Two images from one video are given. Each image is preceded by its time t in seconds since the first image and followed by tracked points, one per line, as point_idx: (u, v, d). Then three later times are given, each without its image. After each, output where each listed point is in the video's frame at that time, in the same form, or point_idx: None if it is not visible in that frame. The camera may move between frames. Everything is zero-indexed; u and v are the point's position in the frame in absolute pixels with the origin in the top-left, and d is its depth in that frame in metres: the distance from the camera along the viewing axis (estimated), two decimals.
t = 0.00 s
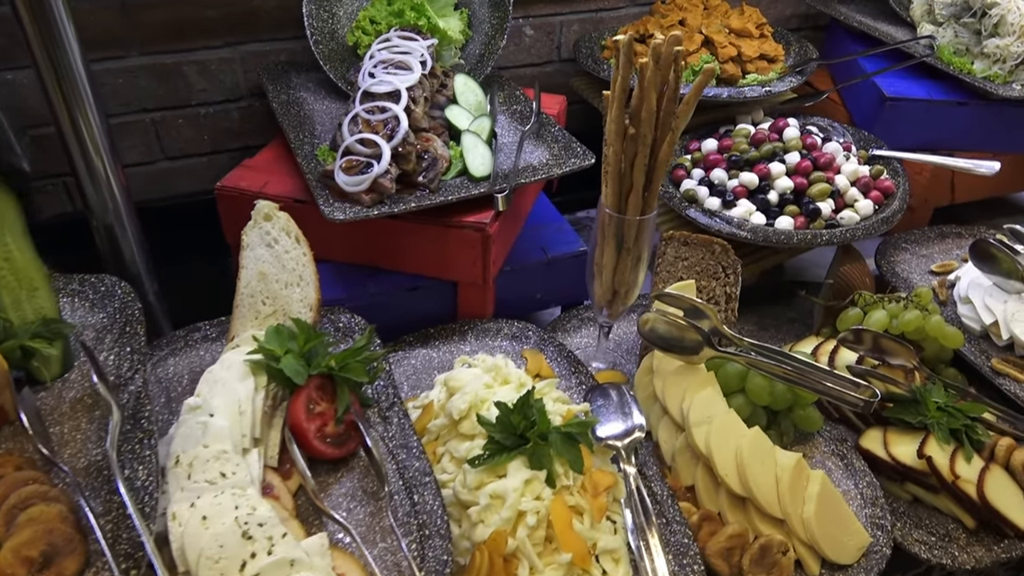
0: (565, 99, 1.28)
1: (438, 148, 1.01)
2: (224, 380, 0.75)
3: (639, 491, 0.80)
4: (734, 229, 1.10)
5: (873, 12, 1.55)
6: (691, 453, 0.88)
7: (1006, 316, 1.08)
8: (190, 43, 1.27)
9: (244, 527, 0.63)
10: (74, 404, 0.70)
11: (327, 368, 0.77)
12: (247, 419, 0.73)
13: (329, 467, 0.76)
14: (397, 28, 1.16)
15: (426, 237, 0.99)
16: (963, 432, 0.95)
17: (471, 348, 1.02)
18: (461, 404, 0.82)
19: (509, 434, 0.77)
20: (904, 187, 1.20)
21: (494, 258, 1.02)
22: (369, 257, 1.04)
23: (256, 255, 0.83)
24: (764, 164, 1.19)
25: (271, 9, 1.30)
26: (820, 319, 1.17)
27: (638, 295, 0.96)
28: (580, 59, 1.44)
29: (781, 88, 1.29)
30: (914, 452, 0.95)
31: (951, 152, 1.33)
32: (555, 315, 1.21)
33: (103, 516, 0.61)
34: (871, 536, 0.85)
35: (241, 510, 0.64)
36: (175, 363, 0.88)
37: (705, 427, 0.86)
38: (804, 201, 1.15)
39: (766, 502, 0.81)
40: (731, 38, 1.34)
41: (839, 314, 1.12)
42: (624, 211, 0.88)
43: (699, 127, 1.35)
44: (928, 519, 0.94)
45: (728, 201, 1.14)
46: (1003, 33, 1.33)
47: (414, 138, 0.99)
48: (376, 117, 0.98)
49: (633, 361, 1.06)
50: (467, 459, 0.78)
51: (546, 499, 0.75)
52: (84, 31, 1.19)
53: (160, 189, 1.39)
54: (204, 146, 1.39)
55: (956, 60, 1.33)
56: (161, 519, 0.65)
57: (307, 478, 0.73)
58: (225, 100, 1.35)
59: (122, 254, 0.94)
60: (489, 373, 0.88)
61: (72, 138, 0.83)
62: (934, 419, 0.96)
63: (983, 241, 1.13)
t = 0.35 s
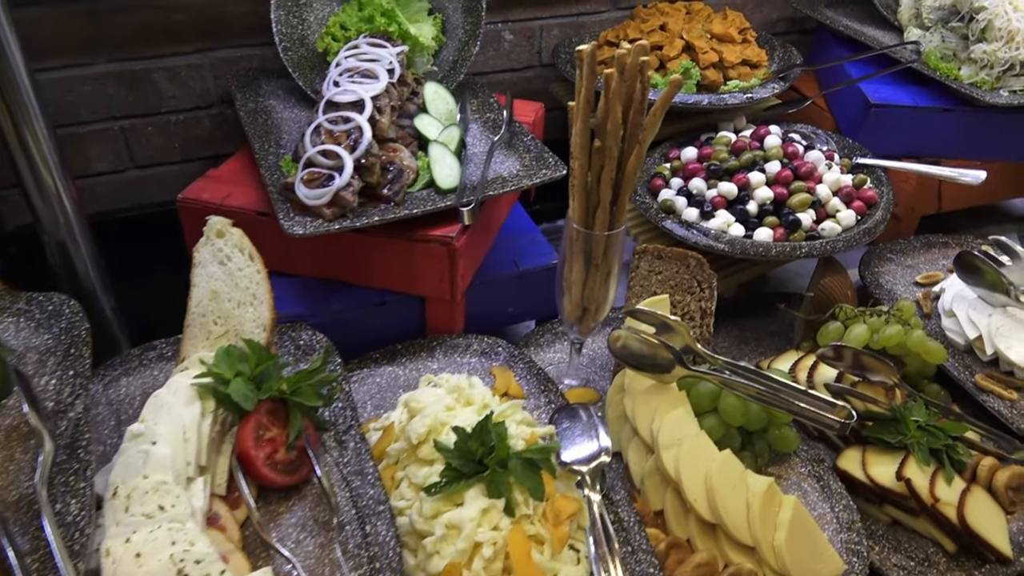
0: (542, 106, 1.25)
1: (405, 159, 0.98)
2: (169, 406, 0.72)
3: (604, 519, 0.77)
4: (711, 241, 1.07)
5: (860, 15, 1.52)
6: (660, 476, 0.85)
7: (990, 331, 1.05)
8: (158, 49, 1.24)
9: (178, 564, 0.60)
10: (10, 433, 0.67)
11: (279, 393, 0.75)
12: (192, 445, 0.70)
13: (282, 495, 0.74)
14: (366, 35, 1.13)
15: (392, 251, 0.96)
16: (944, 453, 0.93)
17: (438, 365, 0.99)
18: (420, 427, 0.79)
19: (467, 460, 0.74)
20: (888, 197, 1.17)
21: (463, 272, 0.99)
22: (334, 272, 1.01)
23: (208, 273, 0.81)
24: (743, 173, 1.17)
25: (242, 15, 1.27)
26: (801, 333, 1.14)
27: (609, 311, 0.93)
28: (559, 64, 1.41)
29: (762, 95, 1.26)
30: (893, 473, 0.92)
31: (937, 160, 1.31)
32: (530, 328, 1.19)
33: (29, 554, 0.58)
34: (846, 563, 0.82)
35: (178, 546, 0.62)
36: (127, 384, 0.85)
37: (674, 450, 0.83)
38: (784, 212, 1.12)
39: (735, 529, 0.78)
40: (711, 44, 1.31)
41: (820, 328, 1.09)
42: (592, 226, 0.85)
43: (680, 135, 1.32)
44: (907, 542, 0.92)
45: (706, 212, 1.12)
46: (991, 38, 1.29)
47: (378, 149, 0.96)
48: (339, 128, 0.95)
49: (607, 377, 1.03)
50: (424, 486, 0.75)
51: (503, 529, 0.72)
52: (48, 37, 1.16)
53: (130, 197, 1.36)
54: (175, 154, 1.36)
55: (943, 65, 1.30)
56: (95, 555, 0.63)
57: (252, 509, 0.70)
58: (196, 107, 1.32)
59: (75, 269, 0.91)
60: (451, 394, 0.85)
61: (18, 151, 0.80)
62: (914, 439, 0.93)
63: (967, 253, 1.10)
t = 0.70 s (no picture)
0: (504, 112, 1.22)
1: (355, 171, 0.95)
2: (98, 437, 0.69)
3: (557, 545, 0.75)
4: (674, 251, 1.05)
5: (830, 17, 1.50)
6: (617, 498, 0.82)
7: (957, 341, 1.04)
8: (108, 56, 1.20)
9: None
10: None
11: (213, 420, 0.71)
12: (120, 478, 0.67)
13: (217, 527, 0.71)
14: (319, 41, 1.10)
15: (342, 266, 0.93)
16: (909, 468, 0.90)
17: (393, 383, 0.96)
18: (365, 452, 0.76)
19: (412, 488, 0.71)
20: (855, 204, 1.15)
21: (417, 287, 0.96)
22: (285, 288, 0.98)
23: (142, 295, 0.79)
24: (707, 181, 1.14)
25: (194, 20, 1.23)
26: (768, 343, 1.12)
27: (566, 326, 0.91)
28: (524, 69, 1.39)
29: (729, 100, 1.23)
30: (857, 489, 0.90)
31: (907, 165, 1.29)
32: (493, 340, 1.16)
33: None
34: None
35: None
36: (63, 410, 0.82)
37: (631, 471, 0.80)
38: (749, 220, 1.09)
39: (692, 553, 0.75)
40: (677, 48, 1.29)
41: (786, 337, 1.07)
42: (544, 241, 0.83)
43: (647, 140, 1.30)
44: (872, 560, 0.90)
45: (670, 221, 1.09)
46: (959, 41, 1.28)
47: (327, 161, 0.93)
48: (285, 139, 0.92)
49: (568, 393, 1.00)
50: (367, 515, 0.72)
51: (448, 560, 0.69)
52: None
53: (84, 209, 1.32)
54: (129, 164, 1.32)
55: (912, 69, 1.29)
56: None
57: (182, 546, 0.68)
58: (149, 115, 1.28)
59: (11, 292, 0.96)
60: (400, 416, 0.82)
61: None
62: (879, 454, 0.90)
63: (934, 260, 1.07)
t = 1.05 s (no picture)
0: (470, 115, 1.20)
1: (312, 178, 0.93)
2: (36, 461, 0.67)
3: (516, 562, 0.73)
4: (640, 256, 1.03)
5: (801, 14, 1.49)
6: (579, 511, 0.80)
7: (927, 342, 1.02)
8: (62, 63, 1.18)
9: None
10: None
11: (157, 441, 0.69)
12: (60, 504, 0.65)
13: (164, 551, 0.69)
14: (277, 46, 1.08)
15: (299, 277, 0.91)
16: (878, 473, 0.89)
17: (354, 395, 0.94)
18: (318, 470, 0.75)
19: (364, 507, 0.69)
20: (824, 204, 1.14)
21: (377, 297, 0.94)
22: (242, 299, 0.96)
23: (85, 311, 0.76)
24: (675, 183, 1.13)
25: (152, 24, 1.21)
26: (739, 347, 1.11)
27: (529, 334, 0.89)
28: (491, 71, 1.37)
29: (697, 100, 1.22)
30: (825, 496, 0.89)
31: (878, 164, 1.28)
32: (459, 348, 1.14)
33: None
34: None
35: None
36: (7, 432, 0.79)
37: (593, 483, 0.79)
38: (716, 222, 1.08)
39: (656, 569, 0.73)
40: (644, 48, 1.27)
41: (755, 341, 1.06)
42: (501, 250, 0.81)
43: (616, 141, 1.29)
44: (841, 568, 0.89)
45: (637, 224, 1.07)
46: (928, 38, 1.27)
47: (281, 169, 0.91)
48: (237, 148, 0.89)
49: (534, 401, 0.98)
50: (319, 536, 0.70)
51: None
52: None
53: (43, 219, 1.29)
54: (89, 172, 1.29)
55: (881, 66, 1.28)
56: None
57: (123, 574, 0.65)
58: (108, 122, 1.25)
59: None
60: (356, 432, 0.80)
61: None
62: (847, 459, 0.89)
63: (904, 260, 1.06)
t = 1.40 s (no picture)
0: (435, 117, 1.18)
1: (267, 185, 0.91)
2: None
3: None
4: (605, 259, 1.02)
5: (773, 12, 1.48)
6: (540, 522, 0.79)
7: (896, 343, 1.01)
8: (17, 68, 1.15)
9: None
10: None
11: (100, 460, 0.67)
12: None
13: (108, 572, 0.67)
14: (234, 49, 1.05)
15: (255, 286, 0.89)
16: (845, 477, 0.88)
17: (314, 406, 0.92)
18: (269, 486, 0.73)
19: (315, 524, 0.67)
20: (792, 205, 1.13)
21: (337, 305, 0.92)
22: (199, 309, 0.94)
23: (28, 326, 0.75)
24: (641, 185, 1.11)
25: (109, 28, 1.18)
26: (709, 350, 1.10)
27: (490, 342, 0.88)
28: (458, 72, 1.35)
29: (665, 100, 1.20)
30: (792, 502, 0.87)
31: (851, 162, 1.26)
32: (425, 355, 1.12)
33: None
34: None
35: None
36: None
37: (553, 493, 0.77)
38: (684, 224, 1.06)
39: None
40: (612, 47, 1.26)
41: (725, 343, 1.05)
42: (458, 258, 0.79)
43: (585, 143, 1.27)
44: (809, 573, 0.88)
45: (603, 227, 1.06)
46: (897, 35, 1.26)
47: (235, 176, 0.89)
48: (189, 155, 0.87)
49: (499, 409, 0.97)
50: (269, 554, 0.68)
51: None
52: None
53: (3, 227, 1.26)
54: (50, 179, 1.26)
55: (851, 64, 1.26)
56: None
57: None
58: (67, 128, 1.23)
59: None
60: (310, 446, 0.78)
61: None
62: (814, 464, 0.88)
63: (873, 260, 1.05)
